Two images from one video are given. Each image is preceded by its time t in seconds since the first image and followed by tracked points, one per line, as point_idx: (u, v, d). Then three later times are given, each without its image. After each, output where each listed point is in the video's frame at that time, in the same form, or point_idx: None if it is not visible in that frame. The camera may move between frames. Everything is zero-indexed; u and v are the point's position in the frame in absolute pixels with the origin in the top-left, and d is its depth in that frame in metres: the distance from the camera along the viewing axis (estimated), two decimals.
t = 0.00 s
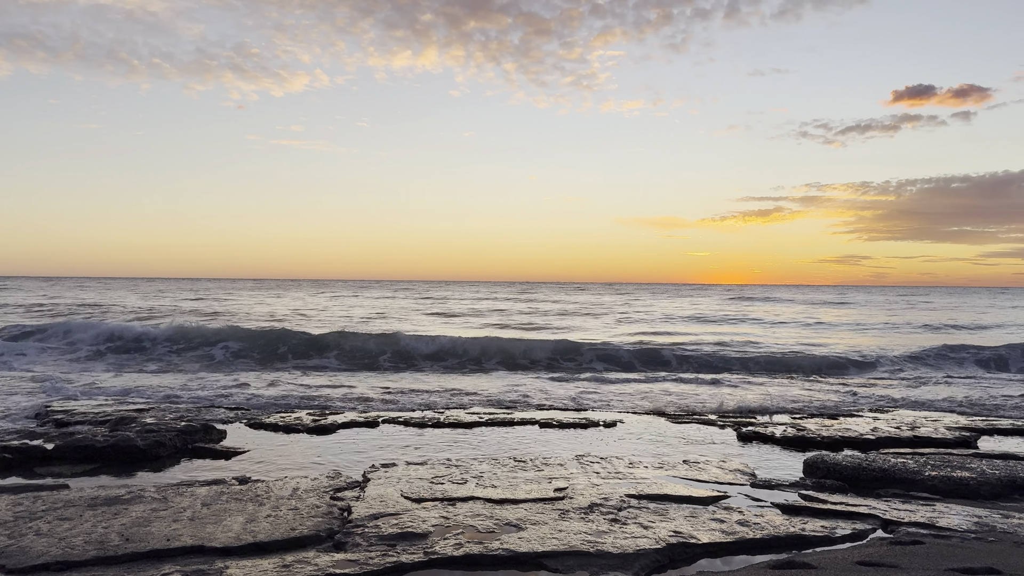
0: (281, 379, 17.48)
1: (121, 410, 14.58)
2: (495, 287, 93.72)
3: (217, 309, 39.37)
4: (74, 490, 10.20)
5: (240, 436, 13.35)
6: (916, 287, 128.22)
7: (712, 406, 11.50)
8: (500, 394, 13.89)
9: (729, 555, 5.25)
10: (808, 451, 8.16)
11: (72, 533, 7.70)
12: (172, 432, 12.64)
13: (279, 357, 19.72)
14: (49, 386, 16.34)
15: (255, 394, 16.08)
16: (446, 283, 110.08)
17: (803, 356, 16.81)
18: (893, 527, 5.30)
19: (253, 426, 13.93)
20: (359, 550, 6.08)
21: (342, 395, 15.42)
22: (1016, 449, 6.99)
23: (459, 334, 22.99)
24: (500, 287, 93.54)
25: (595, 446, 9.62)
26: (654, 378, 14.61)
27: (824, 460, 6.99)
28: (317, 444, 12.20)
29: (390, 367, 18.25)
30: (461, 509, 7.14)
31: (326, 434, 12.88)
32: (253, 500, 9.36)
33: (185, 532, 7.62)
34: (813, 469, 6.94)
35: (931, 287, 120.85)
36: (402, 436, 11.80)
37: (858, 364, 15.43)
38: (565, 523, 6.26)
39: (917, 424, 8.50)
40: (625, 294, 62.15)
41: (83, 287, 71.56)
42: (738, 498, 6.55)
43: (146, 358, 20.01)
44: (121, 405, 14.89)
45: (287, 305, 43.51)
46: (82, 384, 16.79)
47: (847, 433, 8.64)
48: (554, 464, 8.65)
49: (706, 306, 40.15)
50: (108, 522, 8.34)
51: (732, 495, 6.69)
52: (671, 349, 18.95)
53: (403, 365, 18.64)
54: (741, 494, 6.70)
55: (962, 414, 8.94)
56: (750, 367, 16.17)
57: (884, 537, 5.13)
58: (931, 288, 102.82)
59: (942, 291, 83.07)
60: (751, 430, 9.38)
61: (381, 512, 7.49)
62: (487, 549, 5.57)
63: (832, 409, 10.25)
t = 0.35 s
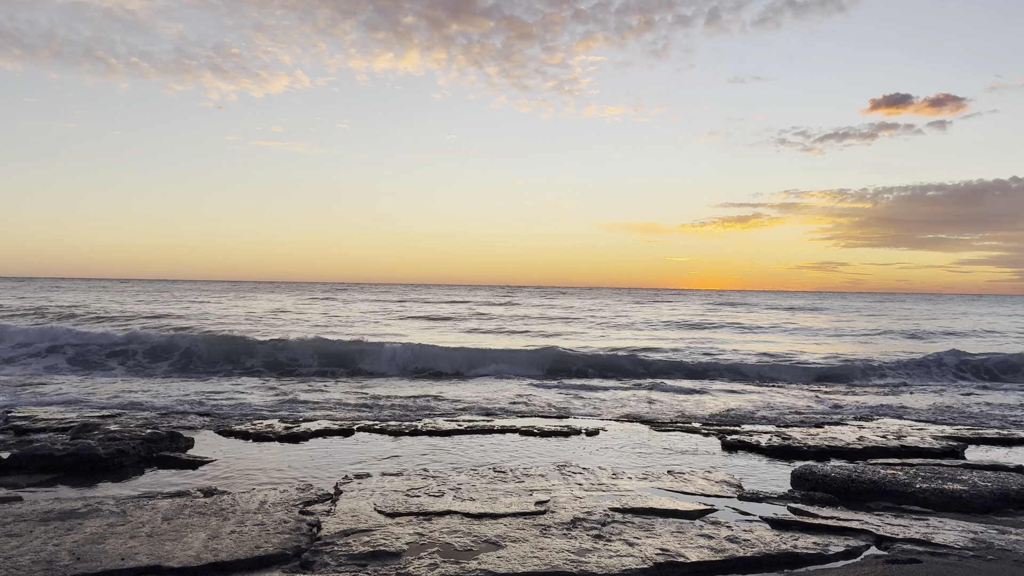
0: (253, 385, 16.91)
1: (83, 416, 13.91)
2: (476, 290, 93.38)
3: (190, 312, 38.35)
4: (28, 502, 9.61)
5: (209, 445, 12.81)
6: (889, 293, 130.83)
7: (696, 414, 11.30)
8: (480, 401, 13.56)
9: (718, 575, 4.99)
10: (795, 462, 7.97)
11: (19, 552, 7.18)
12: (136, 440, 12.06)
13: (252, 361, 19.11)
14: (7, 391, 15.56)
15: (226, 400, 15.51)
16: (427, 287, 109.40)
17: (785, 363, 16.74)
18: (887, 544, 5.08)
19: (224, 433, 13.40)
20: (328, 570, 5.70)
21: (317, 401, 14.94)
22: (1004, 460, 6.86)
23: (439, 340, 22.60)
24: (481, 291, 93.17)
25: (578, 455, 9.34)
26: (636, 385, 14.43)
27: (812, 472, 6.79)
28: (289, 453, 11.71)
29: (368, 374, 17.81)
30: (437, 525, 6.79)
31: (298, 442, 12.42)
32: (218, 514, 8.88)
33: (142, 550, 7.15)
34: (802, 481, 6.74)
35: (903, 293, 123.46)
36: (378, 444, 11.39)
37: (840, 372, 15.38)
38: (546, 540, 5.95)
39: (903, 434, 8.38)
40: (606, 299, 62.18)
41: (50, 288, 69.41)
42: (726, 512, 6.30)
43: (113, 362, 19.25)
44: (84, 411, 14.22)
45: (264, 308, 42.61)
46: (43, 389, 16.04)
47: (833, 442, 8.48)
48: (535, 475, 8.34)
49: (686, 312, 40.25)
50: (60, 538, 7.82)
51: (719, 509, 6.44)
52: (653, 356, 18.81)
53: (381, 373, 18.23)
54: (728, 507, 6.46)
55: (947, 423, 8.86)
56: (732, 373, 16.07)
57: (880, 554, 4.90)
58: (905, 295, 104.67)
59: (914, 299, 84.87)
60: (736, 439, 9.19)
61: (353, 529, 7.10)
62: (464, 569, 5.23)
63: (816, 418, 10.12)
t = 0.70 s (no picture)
0: (223, 389, 16.29)
1: (41, 420, 13.19)
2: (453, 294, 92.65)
3: (159, 314, 37.16)
4: None
5: (176, 450, 12.24)
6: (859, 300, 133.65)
7: (680, 418, 11.16)
8: (461, 405, 13.23)
9: None
10: (783, 468, 7.83)
11: None
12: (99, 445, 11.44)
13: (223, 363, 18.46)
14: None
15: (195, 404, 14.90)
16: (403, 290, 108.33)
17: (765, 368, 16.75)
18: (886, 556, 4.92)
19: (192, 438, 12.83)
20: None
21: (291, 406, 14.43)
22: (994, 466, 6.83)
23: (417, 344, 22.17)
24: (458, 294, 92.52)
25: (562, 461, 9.09)
26: (618, 389, 14.24)
27: (804, 479, 6.64)
28: (261, 459, 11.23)
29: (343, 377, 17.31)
30: (418, 537, 6.46)
31: (271, 447, 11.93)
32: (183, 525, 8.40)
33: (100, 564, 6.68)
34: (793, 489, 6.58)
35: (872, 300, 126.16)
36: (354, 450, 11.00)
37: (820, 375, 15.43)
38: (533, 553, 5.67)
39: (889, 440, 8.32)
40: (584, 304, 62.19)
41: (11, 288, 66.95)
42: (717, 522, 6.10)
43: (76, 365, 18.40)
44: (42, 415, 13.49)
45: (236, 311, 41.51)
46: None
47: (821, 448, 8.37)
48: (519, 482, 8.07)
49: (664, 316, 40.43)
50: (10, 552, 7.29)
51: (710, 518, 6.24)
52: (633, 360, 18.69)
53: (357, 374, 17.70)
54: (719, 516, 6.26)
55: (931, 428, 8.84)
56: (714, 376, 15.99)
57: (880, 567, 4.73)
58: (873, 302, 107.20)
59: (884, 305, 86.67)
60: (722, 445, 9.04)
61: (327, 541, 6.73)
62: None
63: (801, 423, 10.03)
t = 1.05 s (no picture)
0: (188, 396, 15.65)
1: None
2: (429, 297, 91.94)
3: (122, 318, 35.91)
4: None
5: (137, 460, 11.64)
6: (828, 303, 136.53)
7: (660, 423, 11.00)
8: (437, 412, 12.91)
9: None
10: (766, 476, 7.69)
11: None
12: (56, 456, 10.78)
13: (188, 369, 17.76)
14: None
15: (159, 412, 14.26)
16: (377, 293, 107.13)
17: (742, 372, 16.77)
18: (879, 569, 4.78)
19: (156, 448, 12.24)
20: None
21: (260, 414, 13.91)
22: (978, 472, 6.88)
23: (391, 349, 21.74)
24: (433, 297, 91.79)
25: (541, 469, 8.84)
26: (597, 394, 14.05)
27: (790, 488, 6.50)
28: (226, 469, 10.73)
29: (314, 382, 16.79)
30: (392, 554, 6.13)
31: (239, 457, 11.44)
32: (141, 542, 7.91)
33: None
34: (779, 498, 6.43)
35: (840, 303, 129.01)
36: (326, 459, 10.59)
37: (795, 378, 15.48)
38: (514, 571, 5.39)
39: (872, 445, 8.28)
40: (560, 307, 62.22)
41: None
42: (704, 534, 5.89)
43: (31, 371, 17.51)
44: None
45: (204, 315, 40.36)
46: None
47: (803, 454, 8.28)
48: (498, 492, 7.79)
49: (639, 320, 40.63)
50: None
51: (696, 530, 6.03)
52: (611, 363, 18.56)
53: (329, 376, 17.18)
54: (705, 528, 6.06)
55: (911, 433, 8.84)
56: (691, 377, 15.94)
57: None
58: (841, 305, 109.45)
59: (852, 308, 88.65)
60: (703, 451, 8.89)
61: (296, 559, 6.36)
62: None
63: (781, 428, 9.97)
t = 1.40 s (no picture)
0: (156, 403, 15.00)
1: None
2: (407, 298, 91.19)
3: (87, 322, 34.66)
4: None
5: (98, 468, 11.02)
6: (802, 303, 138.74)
7: (643, 424, 10.76)
8: (415, 415, 12.52)
9: None
10: (754, 479, 7.47)
11: None
12: (13, 468, 10.04)
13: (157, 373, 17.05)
14: None
15: (123, 419, 13.61)
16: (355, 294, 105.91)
17: (723, 372, 16.65)
18: None
19: (121, 456, 11.63)
20: None
21: (231, 419, 13.35)
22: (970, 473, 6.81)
23: (367, 352, 21.25)
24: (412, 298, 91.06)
25: (523, 475, 8.52)
26: (579, 396, 13.79)
27: (780, 492, 6.27)
28: (192, 478, 10.20)
29: (288, 386, 16.25)
30: (366, 568, 5.76)
31: (207, 464, 10.91)
32: (96, 558, 7.36)
33: None
34: (769, 503, 6.19)
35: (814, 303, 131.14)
36: (298, 466, 10.13)
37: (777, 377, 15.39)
38: None
39: (859, 445, 8.13)
40: (539, 308, 61.93)
41: None
42: (696, 543, 5.60)
43: None
44: None
45: (173, 318, 39.18)
46: None
47: (790, 455, 8.08)
48: (479, 499, 7.44)
49: (618, 320, 40.58)
50: None
51: (685, 538, 5.75)
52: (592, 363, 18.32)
53: (303, 379, 16.66)
54: (693, 535, 5.79)
55: (898, 433, 8.71)
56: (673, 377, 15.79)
57: None
58: (814, 305, 111.38)
59: (826, 308, 90.04)
60: (689, 453, 8.65)
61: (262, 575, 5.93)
62: None
63: (765, 428, 9.79)
